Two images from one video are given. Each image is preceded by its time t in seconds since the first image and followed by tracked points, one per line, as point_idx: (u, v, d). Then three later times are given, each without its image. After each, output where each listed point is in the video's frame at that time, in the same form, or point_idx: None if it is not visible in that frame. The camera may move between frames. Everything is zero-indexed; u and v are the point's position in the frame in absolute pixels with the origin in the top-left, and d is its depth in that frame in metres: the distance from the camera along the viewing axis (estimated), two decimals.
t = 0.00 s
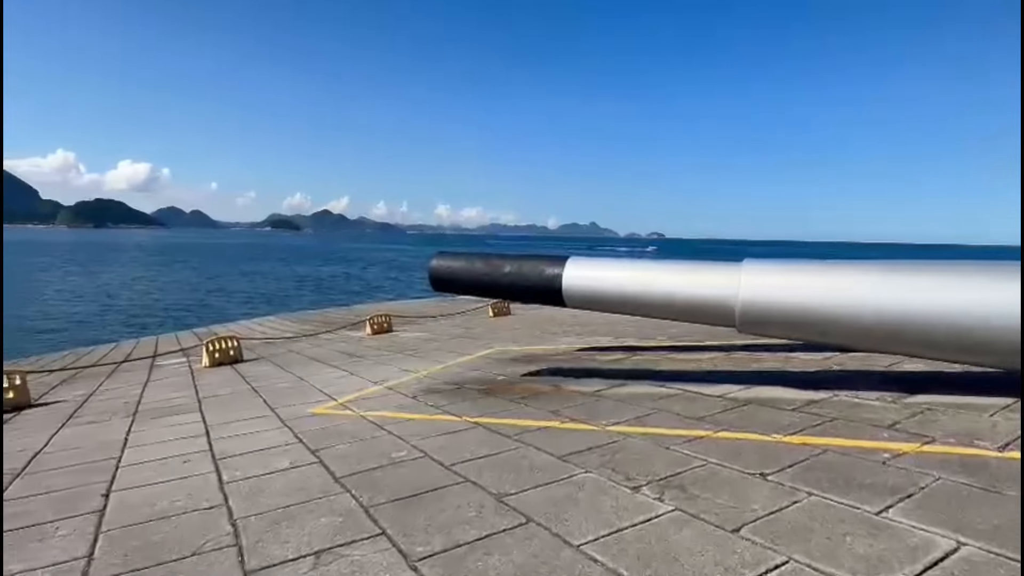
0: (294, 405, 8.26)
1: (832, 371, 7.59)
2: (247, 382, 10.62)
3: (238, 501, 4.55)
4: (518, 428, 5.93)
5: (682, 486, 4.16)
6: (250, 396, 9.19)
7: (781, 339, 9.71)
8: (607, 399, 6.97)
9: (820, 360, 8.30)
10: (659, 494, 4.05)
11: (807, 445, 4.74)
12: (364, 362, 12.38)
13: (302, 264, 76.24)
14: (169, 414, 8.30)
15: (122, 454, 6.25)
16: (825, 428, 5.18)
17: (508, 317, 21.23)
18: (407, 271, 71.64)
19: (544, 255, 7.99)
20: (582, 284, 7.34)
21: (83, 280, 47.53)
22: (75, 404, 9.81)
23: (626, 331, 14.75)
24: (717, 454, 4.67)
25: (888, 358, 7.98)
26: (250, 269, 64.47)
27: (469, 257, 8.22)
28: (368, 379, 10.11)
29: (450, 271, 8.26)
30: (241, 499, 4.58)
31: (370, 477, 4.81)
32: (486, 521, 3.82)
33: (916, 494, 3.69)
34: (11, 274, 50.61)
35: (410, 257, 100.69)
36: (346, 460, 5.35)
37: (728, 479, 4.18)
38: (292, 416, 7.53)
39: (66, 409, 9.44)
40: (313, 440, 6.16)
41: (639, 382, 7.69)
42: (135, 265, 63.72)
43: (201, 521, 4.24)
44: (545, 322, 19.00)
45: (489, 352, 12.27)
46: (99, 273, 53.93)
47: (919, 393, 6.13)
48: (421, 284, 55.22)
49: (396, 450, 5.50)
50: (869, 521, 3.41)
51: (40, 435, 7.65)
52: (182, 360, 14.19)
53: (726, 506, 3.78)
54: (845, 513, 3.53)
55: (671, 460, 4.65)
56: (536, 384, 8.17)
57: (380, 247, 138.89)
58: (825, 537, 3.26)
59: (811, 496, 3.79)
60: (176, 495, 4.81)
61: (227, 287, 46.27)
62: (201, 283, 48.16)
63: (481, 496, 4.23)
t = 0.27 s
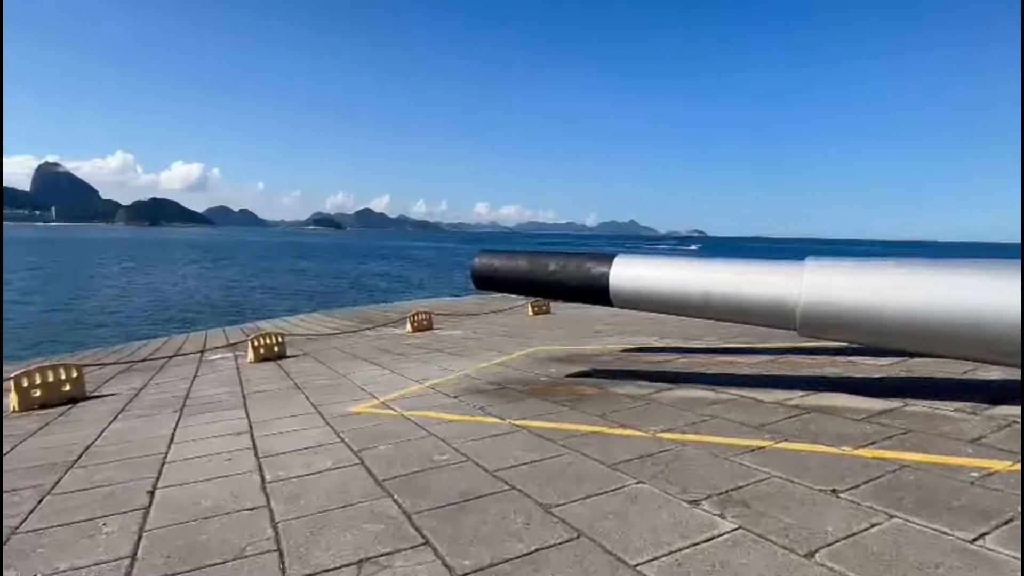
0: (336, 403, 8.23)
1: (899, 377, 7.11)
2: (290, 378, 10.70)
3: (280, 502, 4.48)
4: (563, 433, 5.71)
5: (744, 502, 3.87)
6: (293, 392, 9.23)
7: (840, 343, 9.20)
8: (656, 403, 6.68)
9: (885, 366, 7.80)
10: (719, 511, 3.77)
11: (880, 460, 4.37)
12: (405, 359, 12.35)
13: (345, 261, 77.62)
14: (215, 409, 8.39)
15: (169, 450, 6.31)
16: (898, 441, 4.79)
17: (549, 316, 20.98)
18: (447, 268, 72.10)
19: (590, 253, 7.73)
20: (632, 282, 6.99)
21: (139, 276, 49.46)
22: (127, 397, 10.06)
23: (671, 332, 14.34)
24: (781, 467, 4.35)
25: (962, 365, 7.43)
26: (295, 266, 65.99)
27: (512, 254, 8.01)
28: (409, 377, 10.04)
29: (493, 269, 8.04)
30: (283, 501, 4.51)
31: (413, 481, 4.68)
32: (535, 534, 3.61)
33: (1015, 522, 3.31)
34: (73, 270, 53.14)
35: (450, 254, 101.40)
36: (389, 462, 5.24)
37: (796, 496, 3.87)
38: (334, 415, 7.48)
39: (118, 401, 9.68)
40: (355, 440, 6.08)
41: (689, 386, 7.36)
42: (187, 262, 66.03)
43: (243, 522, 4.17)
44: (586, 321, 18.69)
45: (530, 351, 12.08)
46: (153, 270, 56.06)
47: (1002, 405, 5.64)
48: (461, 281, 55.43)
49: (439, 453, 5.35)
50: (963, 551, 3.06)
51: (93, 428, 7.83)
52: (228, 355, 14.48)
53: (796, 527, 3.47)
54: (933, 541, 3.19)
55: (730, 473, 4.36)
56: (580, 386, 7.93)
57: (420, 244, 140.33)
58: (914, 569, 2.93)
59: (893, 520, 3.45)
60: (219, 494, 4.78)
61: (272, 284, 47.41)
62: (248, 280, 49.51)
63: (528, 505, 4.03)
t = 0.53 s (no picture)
0: (377, 402, 8.13)
1: (975, 387, 6.59)
2: (331, 375, 10.69)
3: (322, 508, 4.35)
4: (613, 441, 5.43)
5: (818, 524, 3.54)
6: (335, 390, 9.21)
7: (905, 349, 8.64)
8: (709, 410, 6.33)
9: (958, 374, 7.26)
10: (791, 533, 3.46)
11: (969, 480, 3.96)
12: (446, 358, 12.23)
13: (385, 259, 78.55)
14: (258, 406, 8.41)
15: (213, 448, 6.29)
16: (986, 459, 4.36)
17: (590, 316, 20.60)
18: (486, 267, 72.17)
19: (638, 252, 7.40)
20: (667, 282, 6.82)
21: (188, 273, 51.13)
22: (174, 392, 10.22)
23: (718, 333, 13.86)
24: (857, 486, 3.99)
25: None
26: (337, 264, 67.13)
27: (558, 253, 7.71)
28: (449, 377, 9.90)
29: (537, 267, 7.75)
30: (325, 506, 4.38)
31: (457, 488, 4.48)
32: (588, 553, 3.37)
33: None
34: (129, 267, 55.40)
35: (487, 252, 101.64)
36: (431, 467, 5.06)
37: (877, 520, 3.52)
38: (375, 414, 7.38)
39: (167, 396, 9.84)
40: (397, 442, 5.94)
41: (743, 392, 6.99)
42: (234, 260, 68.00)
43: (283, 529, 4.04)
44: (628, 321, 18.30)
45: (572, 351, 11.81)
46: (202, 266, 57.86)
47: None
48: (499, 280, 55.36)
49: (484, 459, 5.15)
50: None
51: (141, 423, 7.94)
52: (272, 351, 14.65)
53: (880, 556, 3.14)
54: None
55: (799, 490, 4.02)
56: (627, 390, 7.62)
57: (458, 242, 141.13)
58: None
59: (992, 553, 3.08)
60: (260, 496, 4.67)
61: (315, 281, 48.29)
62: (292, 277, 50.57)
63: (580, 520, 3.79)
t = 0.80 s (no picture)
0: (416, 403, 8.01)
1: None
2: (370, 374, 10.67)
3: (361, 514, 4.22)
4: (663, 450, 5.15)
5: (898, 554, 3.21)
6: (374, 390, 9.14)
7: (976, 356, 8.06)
8: (764, 419, 5.98)
9: None
10: (868, 563, 3.14)
11: None
12: (484, 358, 12.08)
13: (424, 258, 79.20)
14: (298, 405, 8.41)
15: (253, 447, 6.26)
16: None
17: (631, 316, 20.16)
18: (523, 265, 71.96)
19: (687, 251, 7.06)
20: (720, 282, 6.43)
21: (234, 271, 52.55)
22: (218, 389, 10.36)
23: (766, 336, 13.32)
24: (939, 511, 3.62)
25: None
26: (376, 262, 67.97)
27: (602, 252, 7.38)
28: (488, 377, 9.73)
29: (581, 268, 7.39)
30: (364, 513, 4.24)
31: (499, 498, 4.29)
32: None
33: None
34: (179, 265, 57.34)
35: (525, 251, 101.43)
36: (473, 474, 4.88)
37: (966, 551, 3.17)
38: (414, 416, 7.26)
39: (211, 393, 9.98)
40: (437, 446, 5.78)
41: (800, 400, 6.59)
42: (277, 258, 69.61)
43: (322, 537, 3.93)
44: (670, 322, 17.83)
45: (614, 353, 11.50)
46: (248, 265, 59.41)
47: None
48: (536, 279, 55.06)
49: (527, 467, 4.94)
50: None
51: (185, 420, 8.03)
52: (313, 349, 14.78)
53: None
54: None
55: (873, 513, 3.68)
56: (674, 395, 7.31)
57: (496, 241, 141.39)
58: None
59: None
60: (299, 500, 4.58)
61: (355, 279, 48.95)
62: (333, 275, 51.41)
63: (632, 538, 3.56)
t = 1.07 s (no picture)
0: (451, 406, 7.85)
1: None
2: (405, 374, 10.57)
3: (393, 524, 4.06)
4: (712, 463, 4.85)
5: None
6: (409, 390, 9.05)
7: None
8: (819, 430, 5.61)
9: None
10: None
11: None
12: (520, 359, 11.87)
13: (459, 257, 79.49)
14: (333, 405, 8.34)
15: (287, 448, 6.19)
16: None
17: (670, 317, 19.65)
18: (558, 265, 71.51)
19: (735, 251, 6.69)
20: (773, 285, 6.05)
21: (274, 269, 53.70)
22: (255, 387, 10.41)
23: (814, 340, 12.77)
24: None
25: None
26: (412, 261, 68.53)
27: (645, 252, 7.04)
28: (524, 379, 9.51)
29: (622, 268, 7.08)
30: (396, 522, 4.09)
31: (537, 511, 4.09)
32: None
33: None
34: (222, 263, 58.91)
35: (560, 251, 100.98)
36: (509, 483, 4.68)
37: None
38: (449, 419, 7.10)
39: (248, 391, 10.03)
40: (472, 452, 5.59)
41: (856, 410, 6.20)
42: (316, 257, 70.88)
43: (353, 547, 3.78)
44: (711, 324, 17.33)
45: (653, 356, 11.16)
46: (288, 263, 60.72)
47: None
48: (572, 278, 54.58)
49: (565, 477, 4.71)
50: None
51: (223, 418, 8.05)
52: (349, 347, 14.81)
53: None
54: None
55: (952, 542, 3.33)
56: (720, 402, 6.96)
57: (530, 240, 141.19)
58: None
59: None
60: (332, 506, 4.45)
61: (391, 278, 49.40)
62: (369, 274, 51.98)
63: (681, 562, 3.31)
